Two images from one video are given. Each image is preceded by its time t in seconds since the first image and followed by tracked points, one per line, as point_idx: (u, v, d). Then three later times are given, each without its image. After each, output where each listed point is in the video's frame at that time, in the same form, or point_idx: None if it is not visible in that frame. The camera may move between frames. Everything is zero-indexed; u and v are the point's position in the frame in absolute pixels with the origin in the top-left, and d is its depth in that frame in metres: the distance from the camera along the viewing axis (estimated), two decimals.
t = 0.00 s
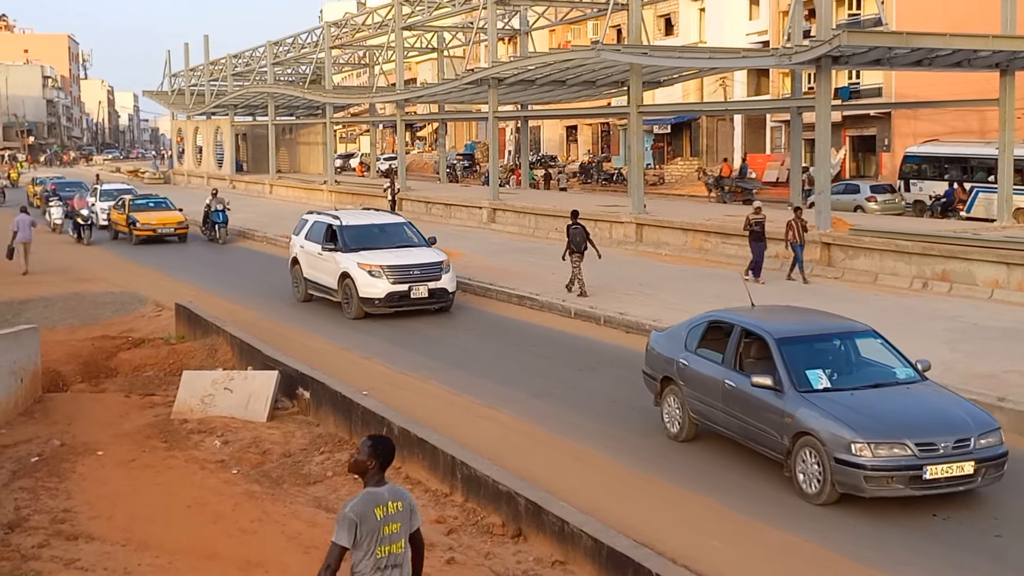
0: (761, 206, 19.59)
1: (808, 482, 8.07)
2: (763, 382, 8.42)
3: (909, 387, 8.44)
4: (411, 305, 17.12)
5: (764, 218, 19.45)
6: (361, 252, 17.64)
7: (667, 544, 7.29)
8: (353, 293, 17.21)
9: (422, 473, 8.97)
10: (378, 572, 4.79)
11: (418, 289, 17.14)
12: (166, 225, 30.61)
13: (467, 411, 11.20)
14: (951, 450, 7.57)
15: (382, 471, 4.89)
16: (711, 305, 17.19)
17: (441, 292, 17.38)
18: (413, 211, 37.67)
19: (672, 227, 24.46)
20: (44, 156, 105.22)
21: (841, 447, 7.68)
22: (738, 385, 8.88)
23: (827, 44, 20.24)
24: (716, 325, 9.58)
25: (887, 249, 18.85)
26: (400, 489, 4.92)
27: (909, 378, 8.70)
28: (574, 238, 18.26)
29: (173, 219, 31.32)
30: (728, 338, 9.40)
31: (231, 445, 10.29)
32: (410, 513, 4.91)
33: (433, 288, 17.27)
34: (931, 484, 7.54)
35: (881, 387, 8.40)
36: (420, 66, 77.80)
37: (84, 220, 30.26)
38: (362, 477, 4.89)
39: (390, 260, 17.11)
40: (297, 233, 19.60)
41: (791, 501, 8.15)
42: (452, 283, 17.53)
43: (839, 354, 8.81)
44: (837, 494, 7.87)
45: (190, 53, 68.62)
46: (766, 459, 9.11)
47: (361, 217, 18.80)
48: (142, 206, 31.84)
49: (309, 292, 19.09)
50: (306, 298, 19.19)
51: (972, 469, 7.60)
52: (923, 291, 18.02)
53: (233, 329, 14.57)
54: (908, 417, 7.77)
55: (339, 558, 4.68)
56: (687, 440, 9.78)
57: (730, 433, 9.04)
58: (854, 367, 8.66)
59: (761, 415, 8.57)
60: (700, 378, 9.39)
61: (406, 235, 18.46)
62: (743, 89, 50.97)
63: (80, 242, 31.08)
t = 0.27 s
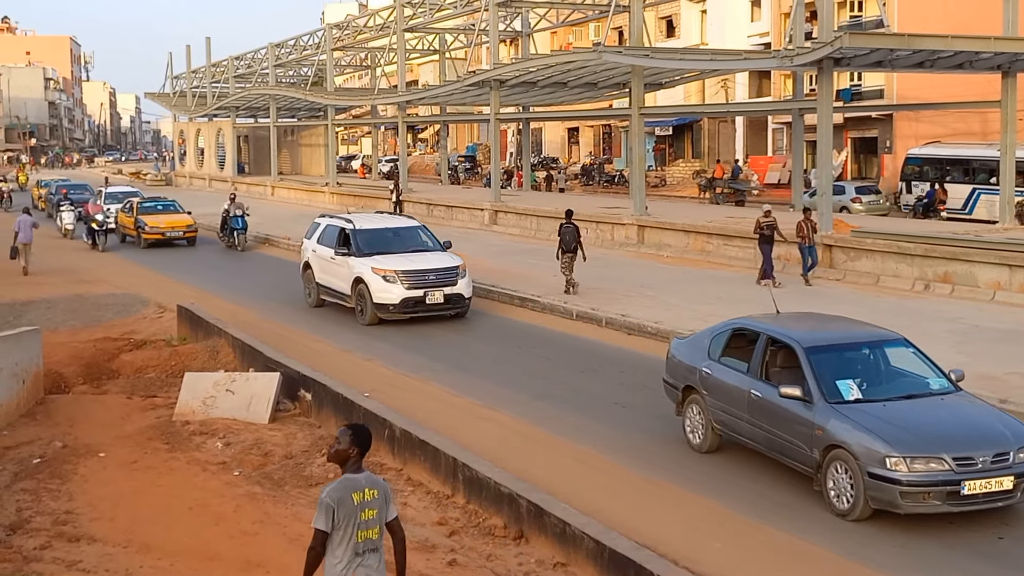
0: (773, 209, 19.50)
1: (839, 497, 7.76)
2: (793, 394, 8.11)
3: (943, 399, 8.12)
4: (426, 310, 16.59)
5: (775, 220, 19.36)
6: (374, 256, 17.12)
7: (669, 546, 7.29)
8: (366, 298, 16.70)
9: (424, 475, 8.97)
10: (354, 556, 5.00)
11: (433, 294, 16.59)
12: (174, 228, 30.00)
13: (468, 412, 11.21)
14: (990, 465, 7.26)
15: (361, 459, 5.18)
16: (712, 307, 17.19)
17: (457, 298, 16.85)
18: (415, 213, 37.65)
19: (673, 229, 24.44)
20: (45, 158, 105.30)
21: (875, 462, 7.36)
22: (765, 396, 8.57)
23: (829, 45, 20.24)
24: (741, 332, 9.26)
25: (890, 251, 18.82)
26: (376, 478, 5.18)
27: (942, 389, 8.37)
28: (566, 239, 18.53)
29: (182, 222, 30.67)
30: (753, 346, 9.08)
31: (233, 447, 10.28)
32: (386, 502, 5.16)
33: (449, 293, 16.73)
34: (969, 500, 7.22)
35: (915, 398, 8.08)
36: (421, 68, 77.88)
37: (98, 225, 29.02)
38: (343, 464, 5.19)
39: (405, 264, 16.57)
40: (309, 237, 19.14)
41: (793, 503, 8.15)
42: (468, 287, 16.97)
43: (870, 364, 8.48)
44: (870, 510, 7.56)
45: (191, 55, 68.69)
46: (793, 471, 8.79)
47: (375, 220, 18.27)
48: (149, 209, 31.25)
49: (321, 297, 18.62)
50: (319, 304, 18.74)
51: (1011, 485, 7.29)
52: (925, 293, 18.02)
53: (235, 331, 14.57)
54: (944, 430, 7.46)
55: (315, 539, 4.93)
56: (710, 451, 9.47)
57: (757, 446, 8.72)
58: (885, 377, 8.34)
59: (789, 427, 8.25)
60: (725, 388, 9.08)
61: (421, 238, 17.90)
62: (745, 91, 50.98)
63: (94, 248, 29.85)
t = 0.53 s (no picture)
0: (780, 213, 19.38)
1: (870, 513, 7.42)
2: (820, 405, 7.77)
3: (977, 411, 7.80)
4: (441, 317, 16.13)
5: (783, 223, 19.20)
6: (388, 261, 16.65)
7: (669, 548, 7.29)
8: (380, 304, 16.23)
9: (424, 476, 8.97)
10: (332, 553, 5.04)
11: (448, 300, 16.13)
12: (182, 232, 29.52)
13: (469, 414, 11.20)
14: None
15: (341, 456, 5.23)
16: (713, 308, 17.18)
17: (473, 304, 16.38)
18: (415, 215, 37.62)
19: (674, 231, 24.43)
20: (46, 160, 105.35)
21: (910, 476, 7.02)
22: (791, 407, 8.24)
23: (830, 47, 20.23)
24: (764, 341, 8.94)
25: (890, 253, 18.80)
26: (354, 476, 5.22)
27: (976, 400, 8.05)
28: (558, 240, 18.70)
29: (189, 226, 30.10)
30: (778, 355, 8.76)
31: (234, 448, 10.28)
32: (363, 501, 5.17)
33: (464, 300, 16.27)
34: (1008, 516, 6.90)
35: (948, 410, 7.75)
36: (422, 70, 77.93)
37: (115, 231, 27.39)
38: (322, 463, 5.22)
39: (420, 269, 16.10)
40: (320, 240, 18.67)
41: (793, 505, 8.16)
42: (484, 293, 16.52)
43: (901, 374, 8.15)
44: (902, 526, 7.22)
45: (192, 57, 68.71)
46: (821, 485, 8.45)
47: (388, 224, 17.79)
48: (157, 213, 30.83)
49: (333, 301, 18.14)
50: (331, 309, 18.25)
51: None
52: (925, 295, 18.05)
53: (235, 332, 14.58)
54: (980, 443, 7.13)
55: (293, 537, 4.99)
56: (733, 463, 9.15)
57: (782, 458, 8.41)
58: (917, 388, 8.01)
59: (817, 438, 7.93)
60: (748, 399, 8.77)
61: (435, 243, 17.41)
62: (745, 93, 50.99)
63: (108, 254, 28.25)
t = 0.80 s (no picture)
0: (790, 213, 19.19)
1: (904, 528, 7.10)
2: (852, 416, 7.46)
3: (1015, 421, 7.45)
4: (458, 322, 15.64)
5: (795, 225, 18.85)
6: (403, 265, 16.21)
7: (670, 549, 7.28)
8: (396, 310, 15.74)
9: (425, 477, 8.98)
10: (311, 526, 5.16)
11: (465, 305, 15.66)
12: (191, 234, 29.05)
13: (470, 415, 11.19)
14: None
15: (322, 435, 5.36)
16: (713, 309, 17.20)
17: (490, 309, 15.89)
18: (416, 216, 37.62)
19: (674, 231, 24.44)
20: (47, 161, 105.44)
21: (947, 491, 6.71)
22: (821, 417, 7.93)
23: (830, 48, 20.24)
24: (790, 348, 8.63)
25: (891, 254, 18.80)
26: (336, 453, 5.38)
27: (1012, 410, 7.70)
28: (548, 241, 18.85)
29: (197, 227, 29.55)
30: (805, 363, 8.44)
31: (234, 449, 10.29)
32: (344, 476, 5.34)
33: (482, 304, 15.80)
34: None
35: (984, 421, 7.41)
36: (422, 71, 78.01)
37: (132, 235, 26.22)
38: (305, 441, 5.33)
39: (436, 274, 15.64)
40: (332, 243, 18.25)
41: (793, 506, 8.17)
42: (502, 298, 16.04)
43: (934, 383, 7.81)
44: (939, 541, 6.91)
45: (193, 58, 68.78)
46: (850, 498, 8.13)
47: (403, 226, 17.36)
48: (164, 216, 30.30)
49: (345, 306, 17.68)
50: (344, 314, 17.74)
51: None
52: (926, 296, 18.06)
53: (236, 334, 14.60)
54: (1020, 456, 6.81)
55: (280, 507, 5.08)
56: (757, 474, 8.85)
57: (810, 470, 8.10)
58: (951, 397, 7.67)
59: (847, 451, 7.62)
60: (774, 408, 8.46)
61: (450, 246, 16.99)
62: (746, 94, 51.02)
63: (124, 260, 27.05)
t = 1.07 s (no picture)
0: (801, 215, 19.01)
1: (941, 545, 6.79)
2: (885, 428, 7.14)
3: None
4: (475, 328, 15.22)
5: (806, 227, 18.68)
6: (419, 269, 15.79)
7: (671, 550, 7.28)
8: (412, 315, 15.31)
9: (425, 478, 8.98)
10: (289, 525, 5.24)
11: (484, 311, 15.22)
12: (202, 238, 28.49)
13: (472, 417, 11.18)
14: None
15: (297, 436, 5.45)
16: (714, 310, 17.21)
17: (508, 314, 15.47)
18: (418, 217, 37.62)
19: (675, 232, 24.46)
20: (49, 162, 105.58)
21: (987, 507, 6.40)
22: (851, 429, 7.61)
23: (830, 50, 20.26)
24: (816, 356, 8.31)
25: (891, 255, 18.81)
26: (312, 453, 5.49)
27: None
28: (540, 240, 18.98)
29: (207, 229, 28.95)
30: (833, 372, 8.12)
31: (235, 450, 10.31)
32: (320, 475, 5.46)
33: (501, 310, 15.35)
34: None
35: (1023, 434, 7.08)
36: (424, 72, 78.15)
37: (150, 242, 25.05)
38: (280, 443, 5.42)
39: (454, 278, 15.21)
40: (346, 247, 17.84)
41: (793, 507, 8.18)
42: (521, 303, 15.60)
43: (969, 394, 7.49)
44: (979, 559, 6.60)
45: (194, 59, 68.87)
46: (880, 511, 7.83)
47: (419, 230, 16.96)
48: (173, 217, 29.47)
49: (358, 312, 17.25)
50: (357, 319, 17.31)
51: None
52: (927, 297, 18.05)
53: (237, 334, 14.61)
54: None
55: (258, 506, 5.14)
56: (782, 486, 8.54)
57: (840, 483, 7.78)
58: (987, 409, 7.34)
59: (879, 463, 7.31)
60: (801, 419, 8.15)
61: (466, 250, 16.59)
62: (747, 95, 51.06)
63: (142, 267, 25.96)
